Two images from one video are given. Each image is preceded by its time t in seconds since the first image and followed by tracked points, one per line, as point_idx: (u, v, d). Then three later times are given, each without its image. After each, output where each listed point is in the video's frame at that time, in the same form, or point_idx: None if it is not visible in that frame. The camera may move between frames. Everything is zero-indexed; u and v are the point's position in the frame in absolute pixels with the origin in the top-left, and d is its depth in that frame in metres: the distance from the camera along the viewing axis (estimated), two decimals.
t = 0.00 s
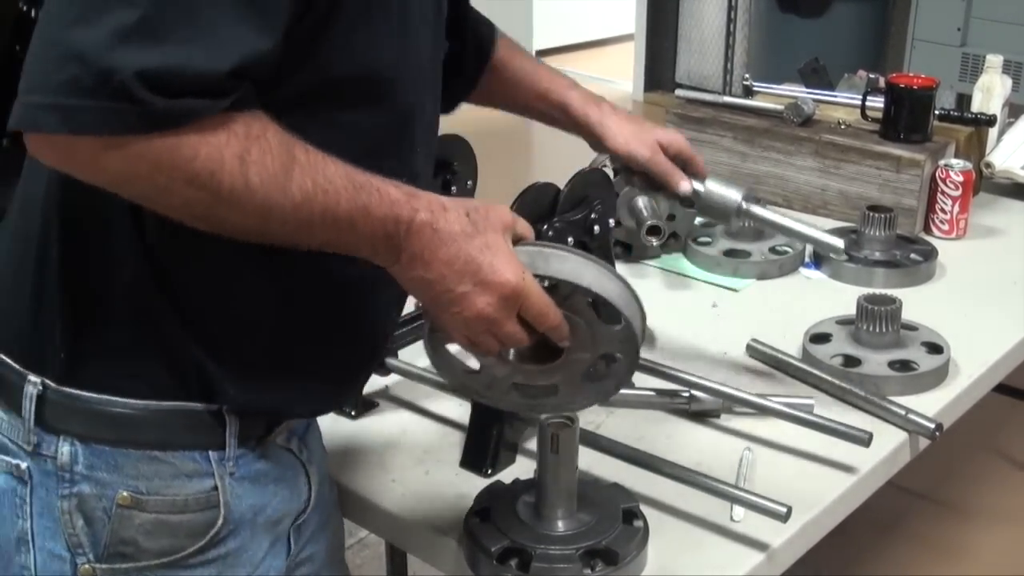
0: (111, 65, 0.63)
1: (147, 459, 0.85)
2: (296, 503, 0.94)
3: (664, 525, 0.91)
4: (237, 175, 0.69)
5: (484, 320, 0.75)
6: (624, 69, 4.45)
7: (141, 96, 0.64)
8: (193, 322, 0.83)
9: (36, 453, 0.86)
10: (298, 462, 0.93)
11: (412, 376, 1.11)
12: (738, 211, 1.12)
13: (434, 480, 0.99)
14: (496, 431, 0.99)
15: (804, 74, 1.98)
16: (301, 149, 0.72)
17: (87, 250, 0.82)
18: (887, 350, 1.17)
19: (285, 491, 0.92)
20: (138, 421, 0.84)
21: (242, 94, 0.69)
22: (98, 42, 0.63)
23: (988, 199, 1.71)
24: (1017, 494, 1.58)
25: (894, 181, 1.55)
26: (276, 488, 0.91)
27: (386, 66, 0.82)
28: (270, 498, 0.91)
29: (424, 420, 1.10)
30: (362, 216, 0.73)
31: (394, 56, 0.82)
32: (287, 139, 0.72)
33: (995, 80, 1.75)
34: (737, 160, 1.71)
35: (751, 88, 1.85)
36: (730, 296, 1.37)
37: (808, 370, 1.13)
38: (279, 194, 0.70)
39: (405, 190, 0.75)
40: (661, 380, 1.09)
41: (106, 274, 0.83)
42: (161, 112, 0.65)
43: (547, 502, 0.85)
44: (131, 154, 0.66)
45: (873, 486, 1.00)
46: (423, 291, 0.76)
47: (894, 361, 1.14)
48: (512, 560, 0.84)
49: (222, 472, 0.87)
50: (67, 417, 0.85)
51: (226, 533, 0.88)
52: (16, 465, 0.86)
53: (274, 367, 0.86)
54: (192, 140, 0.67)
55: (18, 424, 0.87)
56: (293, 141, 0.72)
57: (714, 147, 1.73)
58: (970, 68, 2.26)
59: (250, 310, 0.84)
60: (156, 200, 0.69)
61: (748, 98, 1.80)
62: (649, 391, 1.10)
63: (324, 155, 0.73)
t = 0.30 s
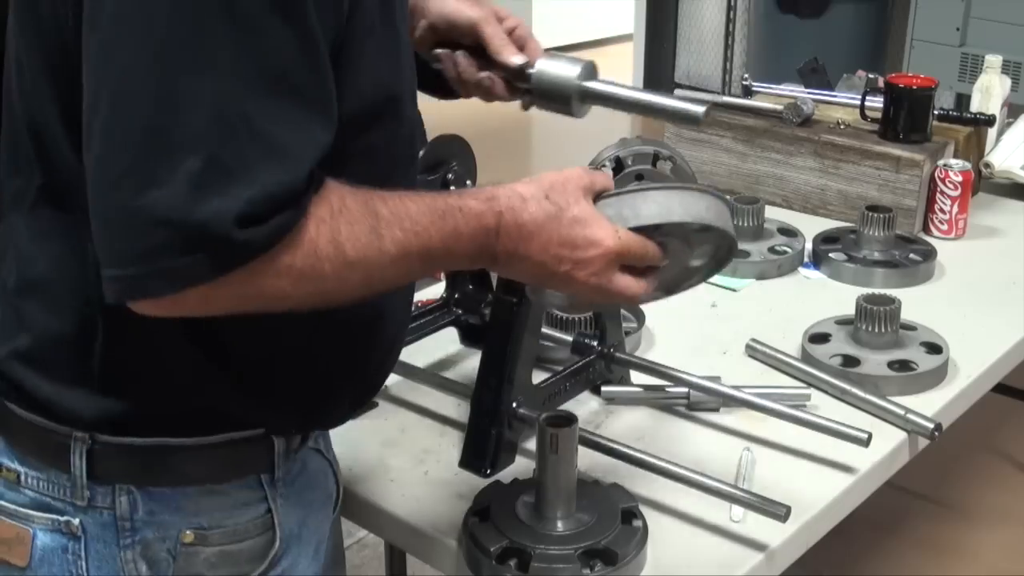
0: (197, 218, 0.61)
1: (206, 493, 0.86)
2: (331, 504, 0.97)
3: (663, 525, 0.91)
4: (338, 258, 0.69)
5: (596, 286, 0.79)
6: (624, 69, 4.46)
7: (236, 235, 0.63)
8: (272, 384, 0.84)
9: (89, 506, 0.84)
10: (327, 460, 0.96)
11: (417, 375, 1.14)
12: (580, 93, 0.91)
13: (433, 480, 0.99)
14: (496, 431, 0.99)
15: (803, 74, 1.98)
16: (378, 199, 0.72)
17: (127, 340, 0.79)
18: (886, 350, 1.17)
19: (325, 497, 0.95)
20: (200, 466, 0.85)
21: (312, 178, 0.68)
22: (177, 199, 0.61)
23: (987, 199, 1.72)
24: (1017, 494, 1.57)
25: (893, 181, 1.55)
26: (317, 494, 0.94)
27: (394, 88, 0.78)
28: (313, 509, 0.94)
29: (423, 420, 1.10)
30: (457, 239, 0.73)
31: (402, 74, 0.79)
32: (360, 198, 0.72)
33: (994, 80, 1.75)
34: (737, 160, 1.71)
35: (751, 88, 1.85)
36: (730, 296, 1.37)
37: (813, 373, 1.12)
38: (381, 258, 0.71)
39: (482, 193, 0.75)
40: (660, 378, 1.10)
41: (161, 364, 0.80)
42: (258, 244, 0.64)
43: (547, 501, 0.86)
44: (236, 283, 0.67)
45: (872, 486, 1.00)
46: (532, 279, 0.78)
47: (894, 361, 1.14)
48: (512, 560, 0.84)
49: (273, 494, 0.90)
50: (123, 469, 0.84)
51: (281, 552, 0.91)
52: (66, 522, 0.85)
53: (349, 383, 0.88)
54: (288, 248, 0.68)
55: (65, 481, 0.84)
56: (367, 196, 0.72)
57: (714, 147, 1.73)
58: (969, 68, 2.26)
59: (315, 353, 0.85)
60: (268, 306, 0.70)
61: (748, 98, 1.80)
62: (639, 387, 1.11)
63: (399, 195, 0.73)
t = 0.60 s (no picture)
0: (166, 275, 0.61)
1: (199, 520, 0.90)
2: (321, 517, 1.01)
3: (664, 525, 0.91)
4: (314, 294, 0.70)
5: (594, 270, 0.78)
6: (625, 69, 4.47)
7: (207, 290, 0.63)
8: (254, 414, 0.86)
9: (78, 539, 0.87)
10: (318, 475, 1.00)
11: (413, 376, 1.12)
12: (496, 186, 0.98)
13: (434, 480, 0.99)
14: (496, 431, 0.99)
15: (804, 74, 1.98)
16: (348, 228, 0.72)
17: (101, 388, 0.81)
18: (887, 350, 1.16)
19: (316, 511, 1.00)
20: (188, 494, 0.88)
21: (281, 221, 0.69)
22: (142, 261, 0.61)
23: (988, 199, 1.72)
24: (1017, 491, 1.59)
25: (894, 181, 1.55)
26: (309, 510, 0.98)
27: (348, 120, 0.82)
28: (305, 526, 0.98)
29: (424, 420, 1.10)
30: (434, 255, 0.73)
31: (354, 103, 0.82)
32: (329, 229, 0.72)
33: (994, 80, 1.75)
34: (738, 161, 1.71)
35: (751, 89, 1.85)
36: (730, 296, 1.37)
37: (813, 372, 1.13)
38: (358, 286, 0.71)
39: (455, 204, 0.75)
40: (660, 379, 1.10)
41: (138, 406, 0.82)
42: (232, 295, 0.65)
43: (548, 501, 0.85)
44: (215, 334, 0.68)
45: (873, 486, 1.00)
46: (524, 283, 0.77)
47: (894, 361, 1.14)
48: (512, 560, 0.84)
49: (265, 516, 0.94)
50: (110, 501, 0.86)
51: (276, 571, 0.96)
52: (54, 556, 0.87)
53: (333, 403, 0.89)
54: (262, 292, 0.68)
55: (52, 515, 0.86)
56: (336, 226, 0.73)
57: (714, 147, 1.73)
58: (970, 69, 2.26)
59: (294, 380, 0.85)
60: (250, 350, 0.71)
61: (749, 98, 1.80)
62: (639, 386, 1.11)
63: (371, 220, 0.73)
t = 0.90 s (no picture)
0: (122, 293, 0.61)
1: (178, 539, 0.90)
2: (306, 529, 1.02)
3: (664, 525, 0.91)
4: (280, 308, 0.70)
5: (560, 262, 0.80)
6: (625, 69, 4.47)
7: (166, 309, 0.63)
8: (226, 429, 0.86)
9: (55, 560, 0.87)
10: (301, 489, 1.01)
11: (412, 376, 1.11)
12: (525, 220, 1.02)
13: (433, 481, 0.99)
14: (497, 431, 0.99)
15: (804, 74, 1.98)
16: (311, 240, 0.73)
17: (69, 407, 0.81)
18: (887, 350, 1.16)
19: (300, 522, 1.00)
20: (162, 513, 0.88)
21: (245, 236, 0.69)
22: (97, 279, 0.61)
23: (989, 199, 1.72)
24: (1015, 491, 1.59)
25: (894, 181, 1.55)
26: (292, 524, 0.99)
27: (322, 122, 0.82)
28: (289, 540, 0.99)
29: (424, 420, 1.10)
30: (398, 262, 0.74)
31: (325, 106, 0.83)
32: (292, 241, 0.72)
33: (994, 80, 1.75)
34: (738, 161, 1.71)
35: (751, 89, 1.85)
36: (730, 296, 1.37)
37: (812, 372, 1.13)
38: (324, 298, 0.71)
39: (417, 214, 0.77)
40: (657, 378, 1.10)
41: (111, 427, 0.82)
42: (194, 313, 0.65)
43: (548, 502, 0.85)
44: (183, 354, 0.68)
45: (873, 486, 1.00)
46: (494, 287, 0.78)
47: (894, 361, 1.14)
48: (512, 560, 0.84)
49: (248, 533, 0.94)
50: (85, 520, 0.86)
51: None
52: None
53: (308, 417, 0.89)
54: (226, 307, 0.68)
55: (29, 537, 0.87)
56: (299, 238, 0.73)
57: (714, 147, 1.73)
58: (971, 69, 2.26)
59: (265, 394, 0.85)
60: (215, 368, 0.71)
61: (749, 98, 1.80)
62: (637, 386, 1.11)
63: (334, 231, 0.74)
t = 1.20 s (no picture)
0: (125, 289, 0.61)
1: (171, 551, 0.90)
2: (303, 537, 1.03)
3: (665, 525, 0.91)
4: (286, 304, 0.70)
5: (568, 255, 0.82)
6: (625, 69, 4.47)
7: (171, 305, 0.63)
8: (222, 435, 0.86)
9: (47, 570, 0.87)
10: (299, 498, 1.01)
11: (413, 376, 1.12)
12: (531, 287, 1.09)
13: (432, 481, 0.99)
14: (496, 431, 0.99)
15: (804, 73, 1.98)
16: (314, 236, 0.73)
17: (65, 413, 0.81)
18: (887, 350, 1.17)
19: (297, 531, 1.01)
20: (158, 520, 0.88)
21: (248, 233, 0.69)
22: (99, 275, 0.61)
23: (989, 198, 1.71)
24: (1016, 491, 1.58)
25: (894, 180, 1.55)
26: (289, 533, 1.00)
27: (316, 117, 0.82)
28: (285, 548, 1.00)
29: (424, 420, 1.10)
30: (404, 259, 0.74)
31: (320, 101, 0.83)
32: (295, 236, 0.73)
33: (994, 80, 1.75)
34: (738, 160, 1.71)
35: (751, 89, 1.85)
36: (729, 296, 1.37)
37: (812, 372, 1.13)
38: (329, 295, 0.71)
39: (421, 211, 0.77)
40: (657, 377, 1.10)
41: (106, 432, 0.83)
42: (198, 309, 0.65)
43: (549, 502, 0.85)
44: (181, 360, 0.68)
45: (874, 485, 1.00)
46: (504, 282, 0.79)
47: (894, 360, 1.14)
48: (512, 560, 0.84)
49: (244, 543, 0.95)
50: (78, 531, 0.86)
51: None
52: None
53: (305, 425, 0.89)
54: (230, 305, 0.68)
55: (22, 547, 0.87)
56: (303, 236, 0.73)
57: (714, 147, 1.73)
58: (970, 69, 2.27)
59: (262, 401, 0.85)
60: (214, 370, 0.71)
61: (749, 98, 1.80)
62: (637, 386, 1.11)
63: (338, 229, 0.74)
